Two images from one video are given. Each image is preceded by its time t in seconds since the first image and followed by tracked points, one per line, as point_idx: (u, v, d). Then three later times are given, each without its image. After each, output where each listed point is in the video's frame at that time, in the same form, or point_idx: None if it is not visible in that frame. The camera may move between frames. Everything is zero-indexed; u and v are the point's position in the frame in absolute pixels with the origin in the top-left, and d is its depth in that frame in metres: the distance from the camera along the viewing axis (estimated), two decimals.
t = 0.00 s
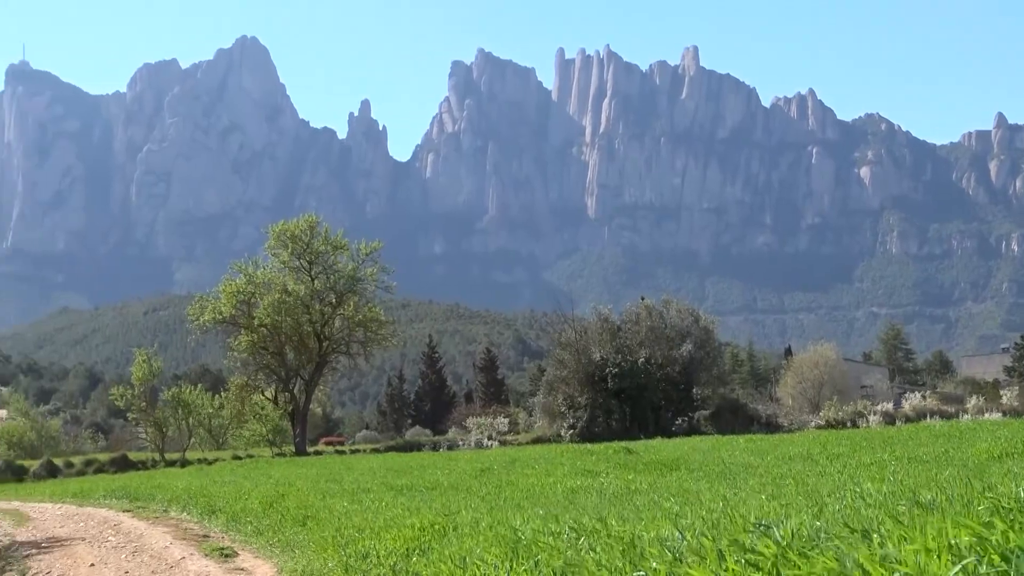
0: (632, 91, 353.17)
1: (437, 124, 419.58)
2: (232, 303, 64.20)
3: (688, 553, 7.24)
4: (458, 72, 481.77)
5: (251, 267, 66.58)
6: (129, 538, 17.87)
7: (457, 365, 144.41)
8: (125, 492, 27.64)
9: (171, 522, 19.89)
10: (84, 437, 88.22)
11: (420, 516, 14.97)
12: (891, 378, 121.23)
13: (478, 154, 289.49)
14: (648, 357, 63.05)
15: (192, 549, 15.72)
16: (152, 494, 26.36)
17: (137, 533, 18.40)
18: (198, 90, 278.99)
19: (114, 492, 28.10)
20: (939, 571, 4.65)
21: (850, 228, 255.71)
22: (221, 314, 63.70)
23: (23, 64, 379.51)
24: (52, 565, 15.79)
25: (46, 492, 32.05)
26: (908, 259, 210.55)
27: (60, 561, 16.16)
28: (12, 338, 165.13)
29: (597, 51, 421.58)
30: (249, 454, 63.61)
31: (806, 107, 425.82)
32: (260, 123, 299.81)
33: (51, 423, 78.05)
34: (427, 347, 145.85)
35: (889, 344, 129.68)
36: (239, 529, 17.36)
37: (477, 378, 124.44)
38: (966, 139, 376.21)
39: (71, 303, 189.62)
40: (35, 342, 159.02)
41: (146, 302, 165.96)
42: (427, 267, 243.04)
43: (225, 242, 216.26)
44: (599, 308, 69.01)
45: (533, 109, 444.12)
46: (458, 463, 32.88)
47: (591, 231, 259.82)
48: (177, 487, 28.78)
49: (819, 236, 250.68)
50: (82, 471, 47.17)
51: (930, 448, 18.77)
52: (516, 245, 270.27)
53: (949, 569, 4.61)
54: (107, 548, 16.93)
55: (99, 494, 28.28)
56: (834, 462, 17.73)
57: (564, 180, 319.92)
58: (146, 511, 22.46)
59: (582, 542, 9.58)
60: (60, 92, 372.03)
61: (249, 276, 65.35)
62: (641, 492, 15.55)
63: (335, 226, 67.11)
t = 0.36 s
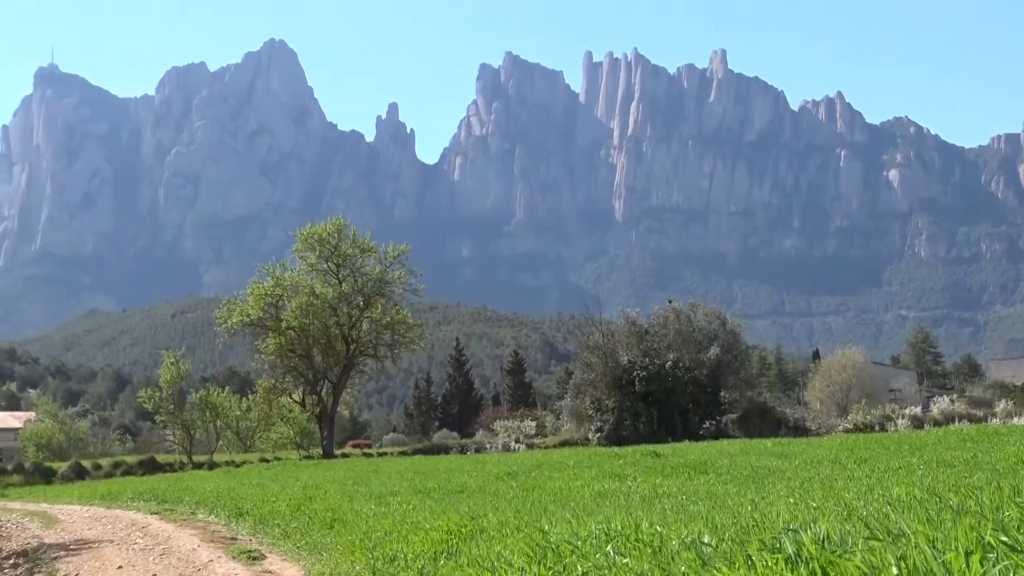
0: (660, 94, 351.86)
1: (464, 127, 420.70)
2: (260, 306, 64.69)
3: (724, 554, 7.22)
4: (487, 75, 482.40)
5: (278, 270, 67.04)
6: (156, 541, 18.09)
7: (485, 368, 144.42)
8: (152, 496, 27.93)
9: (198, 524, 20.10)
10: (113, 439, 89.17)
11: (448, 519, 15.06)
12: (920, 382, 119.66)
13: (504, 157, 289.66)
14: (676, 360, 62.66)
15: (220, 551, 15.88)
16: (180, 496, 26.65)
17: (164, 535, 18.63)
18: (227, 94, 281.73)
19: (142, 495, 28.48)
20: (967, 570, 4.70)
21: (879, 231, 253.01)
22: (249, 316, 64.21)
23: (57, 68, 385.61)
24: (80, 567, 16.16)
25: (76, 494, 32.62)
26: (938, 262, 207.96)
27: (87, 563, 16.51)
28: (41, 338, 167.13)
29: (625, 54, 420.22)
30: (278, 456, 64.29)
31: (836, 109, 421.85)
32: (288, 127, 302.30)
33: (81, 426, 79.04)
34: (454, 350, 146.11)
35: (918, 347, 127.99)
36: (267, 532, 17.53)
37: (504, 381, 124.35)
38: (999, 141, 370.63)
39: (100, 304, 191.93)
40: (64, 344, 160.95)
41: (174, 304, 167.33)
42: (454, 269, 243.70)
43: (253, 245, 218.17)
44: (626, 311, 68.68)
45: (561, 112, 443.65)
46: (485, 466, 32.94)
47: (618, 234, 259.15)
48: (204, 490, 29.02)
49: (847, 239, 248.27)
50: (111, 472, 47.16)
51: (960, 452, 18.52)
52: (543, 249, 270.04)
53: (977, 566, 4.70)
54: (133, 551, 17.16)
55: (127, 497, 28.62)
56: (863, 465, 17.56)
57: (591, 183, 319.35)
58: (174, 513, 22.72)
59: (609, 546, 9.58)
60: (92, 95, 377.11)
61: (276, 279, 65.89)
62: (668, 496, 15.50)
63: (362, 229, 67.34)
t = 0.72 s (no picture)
0: (686, 96, 350.51)
1: (490, 129, 421.09)
2: (287, 308, 65.26)
3: (750, 558, 7.25)
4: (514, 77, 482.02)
5: (305, 272, 67.71)
6: (183, 542, 18.34)
7: (511, 370, 144.59)
8: (179, 497, 28.32)
9: (227, 526, 20.37)
10: (140, 440, 90.13)
11: (474, 521, 15.11)
12: (948, 384, 118.21)
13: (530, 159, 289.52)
14: (703, 362, 62.43)
15: (247, 552, 16.06)
16: (206, 497, 26.91)
17: (193, 536, 18.93)
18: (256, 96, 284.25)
19: (169, 496, 28.93)
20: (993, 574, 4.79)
21: (907, 233, 250.19)
22: (275, 318, 64.82)
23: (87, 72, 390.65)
24: (108, 567, 16.45)
25: (103, 495, 33.14)
26: (967, 263, 205.22)
27: (115, 563, 16.80)
28: (69, 339, 169.29)
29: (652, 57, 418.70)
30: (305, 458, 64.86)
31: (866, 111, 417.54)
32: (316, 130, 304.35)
33: (109, 427, 80.04)
34: (481, 352, 146.61)
35: (945, 349, 126.44)
36: (293, 533, 17.71)
37: (531, 384, 124.58)
38: None
39: (127, 305, 194.15)
40: (92, 345, 162.85)
41: (201, 306, 168.82)
42: (481, 271, 244.17)
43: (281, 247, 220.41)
44: (652, 313, 68.38)
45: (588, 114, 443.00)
46: (512, 468, 33.18)
47: (645, 237, 258.33)
48: (232, 490, 29.33)
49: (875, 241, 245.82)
50: (138, 474, 47.63)
51: (990, 456, 18.30)
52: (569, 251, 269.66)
53: None
54: (160, 552, 17.37)
55: (154, 497, 29.04)
56: (891, 468, 17.45)
57: (618, 185, 318.61)
58: (202, 514, 23.10)
59: (636, 548, 9.61)
60: (123, 98, 381.99)
61: (303, 281, 66.40)
62: (695, 498, 15.52)
63: (389, 231, 67.70)
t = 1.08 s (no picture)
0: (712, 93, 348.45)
1: (515, 127, 421.05)
2: (313, 307, 65.68)
3: (781, 553, 7.27)
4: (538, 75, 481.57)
5: (330, 270, 68.04)
6: (209, 541, 18.60)
7: (536, 368, 144.65)
8: (205, 495, 28.66)
9: (252, 523, 20.60)
10: (167, 439, 91.18)
11: (501, 520, 15.22)
12: (975, 381, 116.72)
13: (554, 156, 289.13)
14: (728, 360, 62.06)
15: (273, 551, 16.29)
16: (232, 496, 27.19)
17: (218, 535, 19.17)
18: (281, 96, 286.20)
19: (195, 495, 29.23)
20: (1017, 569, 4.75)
21: (935, 230, 247.22)
22: (301, 317, 65.26)
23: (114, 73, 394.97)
24: (134, 568, 16.70)
25: (130, 493, 33.49)
26: (995, 259, 202.34)
27: (142, 563, 17.08)
28: (96, 339, 171.53)
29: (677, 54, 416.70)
30: (331, 456, 65.14)
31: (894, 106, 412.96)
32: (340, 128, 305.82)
33: (136, 426, 80.92)
34: (506, 350, 146.85)
35: (972, 346, 124.77)
36: (320, 531, 17.90)
37: (556, 381, 124.48)
38: None
39: (152, 304, 196.60)
40: (119, 345, 164.78)
41: (226, 306, 170.43)
42: (505, 269, 244.26)
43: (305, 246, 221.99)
44: (678, 310, 68.05)
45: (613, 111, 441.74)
46: (539, 465, 33.25)
47: (670, 234, 257.26)
48: (258, 489, 29.61)
49: (902, 237, 243.14)
50: (164, 473, 48.08)
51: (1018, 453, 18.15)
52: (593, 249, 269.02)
53: None
54: (187, 550, 17.66)
55: (181, 496, 29.38)
56: (918, 465, 17.33)
57: (643, 182, 317.39)
58: (228, 513, 23.38)
59: (661, 545, 9.68)
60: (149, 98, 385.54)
61: (328, 280, 66.77)
62: (721, 495, 15.51)
63: (414, 229, 67.91)
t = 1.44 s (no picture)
0: (735, 87, 345.99)
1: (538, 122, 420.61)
2: (337, 302, 66.07)
3: (801, 549, 7.28)
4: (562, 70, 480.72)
5: (354, 266, 68.36)
6: (233, 536, 18.78)
7: (560, 363, 144.62)
8: (229, 491, 28.89)
9: (277, 519, 20.82)
10: (191, 434, 92.06)
11: (525, 515, 15.26)
12: (1001, 376, 115.30)
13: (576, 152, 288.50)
14: (752, 355, 61.70)
15: (297, 546, 16.47)
16: (256, 492, 27.43)
17: (242, 530, 19.35)
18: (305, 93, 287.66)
19: (219, 491, 29.53)
20: None
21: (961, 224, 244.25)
22: (325, 312, 65.66)
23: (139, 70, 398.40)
24: (160, 562, 16.89)
25: (154, 489, 33.84)
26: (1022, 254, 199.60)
27: (166, 558, 17.26)
28: (120, 335, 173.24)
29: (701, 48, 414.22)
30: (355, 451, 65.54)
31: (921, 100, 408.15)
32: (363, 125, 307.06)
33: (160, 422, 81.74)
34: (529, 345, 146.96)
35: (998, 341, 123.27)
36: (344, 527, 18.02)
37: (580, 377, 124.44)
38: None
39: (175, 301, 198.46)
40: (143, 340, 166.41)
41: (250, 302, 171.79)
42: (529, 263, 244.13)
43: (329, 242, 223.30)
44: (702, 306, 67.75)
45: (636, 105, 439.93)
46: (563, 461, 33.33)
47: (693, 229, 256.05)
48: (281, 485, 29.85)
49: (927, 232, 240.52)
50: (189, 468, 48.59)
51: None
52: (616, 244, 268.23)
53: None
54: (212, 545, 17.87)
55: (205, 492, 29.66)
56: (943, 461, 17.17)
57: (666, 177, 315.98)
58: (252, 509, 23.64)
59: (684, 541, 9.69)
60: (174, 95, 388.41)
61: (352, 275, 67.06)
62: (745, 491, 15.48)
63: (437, 225, 68.13)
